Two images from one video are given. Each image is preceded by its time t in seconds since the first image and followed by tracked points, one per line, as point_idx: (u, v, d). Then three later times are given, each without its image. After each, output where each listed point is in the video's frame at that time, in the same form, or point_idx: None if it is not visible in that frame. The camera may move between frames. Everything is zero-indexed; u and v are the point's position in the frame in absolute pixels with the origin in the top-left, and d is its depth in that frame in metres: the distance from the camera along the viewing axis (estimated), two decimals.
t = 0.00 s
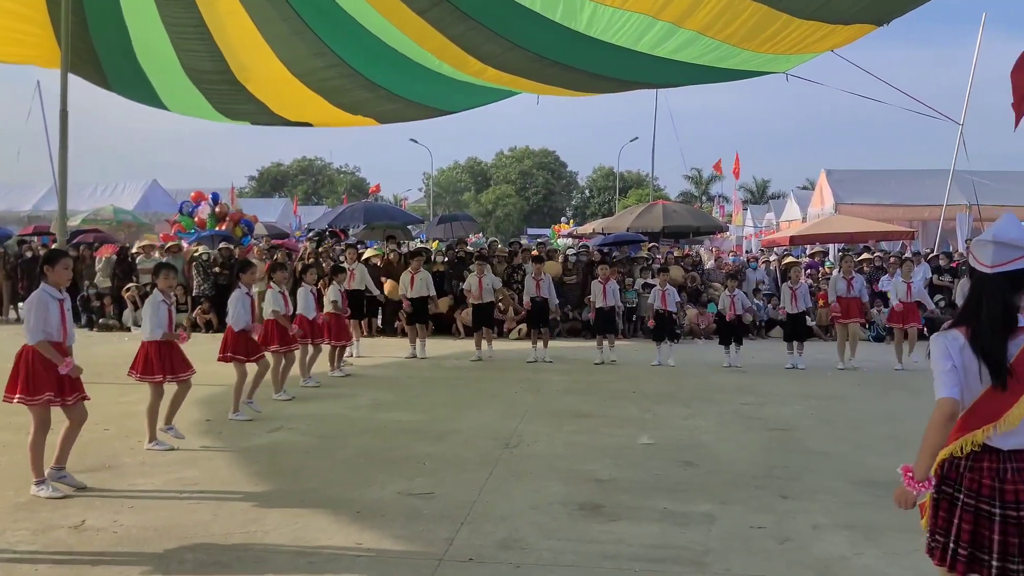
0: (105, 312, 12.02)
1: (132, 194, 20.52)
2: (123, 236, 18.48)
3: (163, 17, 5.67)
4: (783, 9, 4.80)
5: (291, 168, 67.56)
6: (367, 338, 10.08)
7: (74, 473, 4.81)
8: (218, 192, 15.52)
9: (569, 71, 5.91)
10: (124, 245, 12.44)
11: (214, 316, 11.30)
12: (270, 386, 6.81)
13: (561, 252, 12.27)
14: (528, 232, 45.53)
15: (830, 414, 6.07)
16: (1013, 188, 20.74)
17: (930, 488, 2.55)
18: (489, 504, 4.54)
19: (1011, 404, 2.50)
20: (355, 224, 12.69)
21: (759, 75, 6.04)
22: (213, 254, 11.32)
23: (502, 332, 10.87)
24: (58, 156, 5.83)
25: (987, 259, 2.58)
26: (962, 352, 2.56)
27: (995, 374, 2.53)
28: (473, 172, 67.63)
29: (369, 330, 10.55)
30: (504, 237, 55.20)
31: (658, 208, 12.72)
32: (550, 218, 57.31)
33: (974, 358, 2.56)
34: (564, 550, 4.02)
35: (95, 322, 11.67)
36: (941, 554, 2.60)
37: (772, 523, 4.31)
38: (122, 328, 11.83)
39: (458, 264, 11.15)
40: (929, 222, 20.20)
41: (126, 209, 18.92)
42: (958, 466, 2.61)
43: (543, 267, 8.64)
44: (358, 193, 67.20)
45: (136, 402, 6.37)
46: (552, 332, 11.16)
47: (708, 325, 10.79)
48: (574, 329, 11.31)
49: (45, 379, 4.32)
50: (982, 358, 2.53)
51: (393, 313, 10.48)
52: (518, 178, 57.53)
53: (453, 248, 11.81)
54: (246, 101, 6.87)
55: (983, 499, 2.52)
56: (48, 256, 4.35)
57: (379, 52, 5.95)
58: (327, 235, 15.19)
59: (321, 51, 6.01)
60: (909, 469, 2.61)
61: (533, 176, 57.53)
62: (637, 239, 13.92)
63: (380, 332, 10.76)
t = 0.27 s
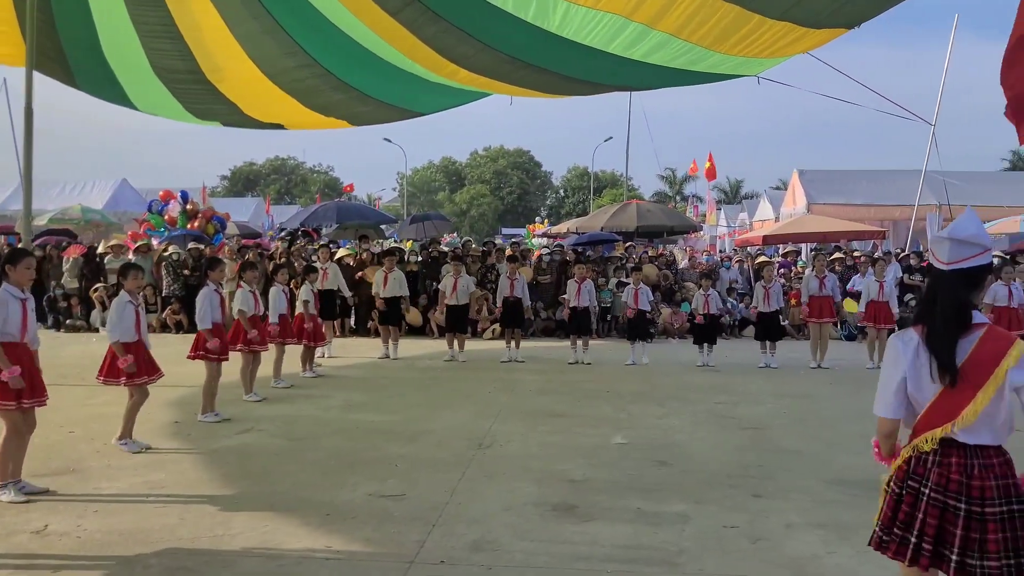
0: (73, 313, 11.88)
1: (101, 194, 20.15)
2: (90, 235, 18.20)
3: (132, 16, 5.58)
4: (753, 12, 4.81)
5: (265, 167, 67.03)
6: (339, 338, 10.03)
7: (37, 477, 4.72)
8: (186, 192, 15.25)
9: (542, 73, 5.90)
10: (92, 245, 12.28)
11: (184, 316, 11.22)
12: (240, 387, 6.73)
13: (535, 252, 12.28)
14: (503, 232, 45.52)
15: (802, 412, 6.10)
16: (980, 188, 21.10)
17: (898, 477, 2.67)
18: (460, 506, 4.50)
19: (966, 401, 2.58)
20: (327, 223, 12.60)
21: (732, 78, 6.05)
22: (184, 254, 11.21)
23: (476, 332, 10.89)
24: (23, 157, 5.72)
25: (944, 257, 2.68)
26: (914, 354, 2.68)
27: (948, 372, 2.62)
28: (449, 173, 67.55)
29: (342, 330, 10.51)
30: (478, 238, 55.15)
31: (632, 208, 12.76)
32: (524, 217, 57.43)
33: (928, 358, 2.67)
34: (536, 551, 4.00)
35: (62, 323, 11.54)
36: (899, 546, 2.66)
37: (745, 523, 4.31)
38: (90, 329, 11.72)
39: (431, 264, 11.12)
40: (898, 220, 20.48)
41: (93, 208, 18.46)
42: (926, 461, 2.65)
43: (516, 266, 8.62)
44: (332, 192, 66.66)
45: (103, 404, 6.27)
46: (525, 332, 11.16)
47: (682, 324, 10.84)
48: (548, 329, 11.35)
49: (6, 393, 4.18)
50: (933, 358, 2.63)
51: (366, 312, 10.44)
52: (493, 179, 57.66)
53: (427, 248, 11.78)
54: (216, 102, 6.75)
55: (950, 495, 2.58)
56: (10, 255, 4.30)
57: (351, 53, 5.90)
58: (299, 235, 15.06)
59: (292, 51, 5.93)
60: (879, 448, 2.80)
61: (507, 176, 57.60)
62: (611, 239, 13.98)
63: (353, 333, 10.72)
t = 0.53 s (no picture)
0: (39, 314, 11.84)
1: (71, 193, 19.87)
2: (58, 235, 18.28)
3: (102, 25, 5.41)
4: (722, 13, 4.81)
5: (239, 167, 66.64)
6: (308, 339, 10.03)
7: None
8: (153, 188, 15.11)
9: (512, 76, 5.91)
10: (58, 246, 12.20)
11: (152, 317, 11.22)
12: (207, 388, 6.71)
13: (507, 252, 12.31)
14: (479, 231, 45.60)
15: (771, 411, 6.14)
16: (948, 188, 21.41)
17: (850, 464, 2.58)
18: (428, 507, 4.48)
19: (925, 399, 2.49)
20: (298, 223, 12.57)
21: (702, 81, 6.06)
22: (151, 254, 11.17)
23: (447, 332, 10.94)
24: None
25: (904, 255, 2.57)
26: (874, 353, 2.57)
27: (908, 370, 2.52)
28: (422, 172, 67.38)
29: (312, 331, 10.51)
30: (452, 237, 55.02)
31: (605, 208, 12.82)
32: (499, 217, 57.44)
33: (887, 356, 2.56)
34: (503, 551, 3.98)
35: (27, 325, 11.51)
36: (864, 546, 2.53)
37: (712, 521, 4.32)
38: (55, 330, 11.69)
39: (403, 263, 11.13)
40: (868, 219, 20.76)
41: (60, 208, 18.80)
42: (885, 459, 2.55)
43: (488, 266, 8.64)
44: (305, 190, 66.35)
45: (68, 406, 6.20)
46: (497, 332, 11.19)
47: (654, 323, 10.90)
48: (521, 329, 11.34)
49: None
50: (892, 357, 2.52)
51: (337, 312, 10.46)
52: (466, 177, 57.19)
53: (400, 248, 11.80)
54: (187, 105, 6.61)
55: (912, 492, 2.48)
56: None
57: (323, 53, 5.86)
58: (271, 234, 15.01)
59: (262, 51, 5.87)
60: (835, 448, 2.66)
61: (480, 174, 57.31)
62: (582, 240, 14.23)
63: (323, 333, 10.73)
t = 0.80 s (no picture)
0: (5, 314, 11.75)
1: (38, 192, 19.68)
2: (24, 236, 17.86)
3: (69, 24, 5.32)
4: (690, 12, 4.81)
5: (210, 165, 65.91)
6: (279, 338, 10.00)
7: None
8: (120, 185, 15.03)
9: (483, 77, 5.91)
10: (25, 245, 12.08)
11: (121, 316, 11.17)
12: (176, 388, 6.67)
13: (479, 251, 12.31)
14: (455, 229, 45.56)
15: (741, 408, 6.18)
16: (919, 188, 21.67)
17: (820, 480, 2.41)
18: (396, 506, 4.47)
19: (889, 394, 2.42)
20: (269, 222, 12.50)
21: (672, 83, 6.08)
22: (119, 253, 11.09)
23: (419, 331, 10.98)
24: None
25: (867, 251, 2.48)
26: (842, 347, 2.46)
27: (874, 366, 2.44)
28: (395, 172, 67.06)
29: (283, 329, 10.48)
30: (424, 235, 54.84)
31: (578, 207, 12.85)
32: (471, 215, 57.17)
33: (854, 351, 2.46)
34: (471, 549, 3.97)
35: None
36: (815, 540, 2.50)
37: (679, 518, 4.33)
38: (22, 330, 11.62)
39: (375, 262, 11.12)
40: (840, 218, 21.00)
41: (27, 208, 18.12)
42: (839, 456, 2.50)
43: (460, 265, 8.65)
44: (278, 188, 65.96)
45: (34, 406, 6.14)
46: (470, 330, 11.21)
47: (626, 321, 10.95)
48: (493, 327, 11.39)
49: None
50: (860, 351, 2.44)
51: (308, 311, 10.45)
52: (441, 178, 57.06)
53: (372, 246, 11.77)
54: (155, 103, 6.53)
55: (861, 488, 2.43)
56: None
57: (293, 52, 5.83)
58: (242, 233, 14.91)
59: (232, 50, 5.81)
60: (799, 462, 2.48)
61: (454, 173, 57.14)
62: (556, 237, 14.15)
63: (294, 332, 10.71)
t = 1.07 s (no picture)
0: None
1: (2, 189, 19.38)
2: None
3: (31, 17, 5.22)
4: (658, 12, 4.83)
5: (179, 163, 65.03)
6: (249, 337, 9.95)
7: None
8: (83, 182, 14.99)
9: (455, 77, 5.91)
10: None
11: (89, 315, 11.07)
12: (143, 387, 6.61)
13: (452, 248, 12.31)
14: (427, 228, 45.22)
15: (711, 405, 6.21)
16: (888, 188, 21.90)
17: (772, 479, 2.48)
18: (365, 504, 4.45)
19: (836, 387, 2.44)
20: (240, 220, 12.42)
21: (643, 83, 6.10)
22: (87, 251, 10.98)
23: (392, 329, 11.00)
24: None
25: (810, 245, 2.53)
26: (784, 343, 2.51)
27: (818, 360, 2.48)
28: (367, 170, 66.84)
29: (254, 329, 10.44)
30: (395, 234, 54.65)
31: (551, 206, 12.88)
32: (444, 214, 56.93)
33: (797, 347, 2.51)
34: (440, 547, 3.96)
35: None
36: (774, 533, 2.49)
37: (649, 514, 4.34)
38: None
39: (347, 260, 11.10)
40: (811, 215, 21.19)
41: None
42: (798, 448, 2.50)
43: (431, 263, 8.63)
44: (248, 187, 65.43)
45: None
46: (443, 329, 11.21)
47: (599, 319, 10.98)
48: (466, 326, 11.37)
49: None
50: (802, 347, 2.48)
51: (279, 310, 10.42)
52: (413, 176, 56.73)
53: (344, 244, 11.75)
54: (122, 100, 6.45)
55: (822, 479, 2.44)
56: None
57: (263, 50, 5.78)
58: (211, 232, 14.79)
59: (202, 47, 5.75)
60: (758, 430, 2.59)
61: (428, 172, 57.03)
62: (530, 235, 14.13)
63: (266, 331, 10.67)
